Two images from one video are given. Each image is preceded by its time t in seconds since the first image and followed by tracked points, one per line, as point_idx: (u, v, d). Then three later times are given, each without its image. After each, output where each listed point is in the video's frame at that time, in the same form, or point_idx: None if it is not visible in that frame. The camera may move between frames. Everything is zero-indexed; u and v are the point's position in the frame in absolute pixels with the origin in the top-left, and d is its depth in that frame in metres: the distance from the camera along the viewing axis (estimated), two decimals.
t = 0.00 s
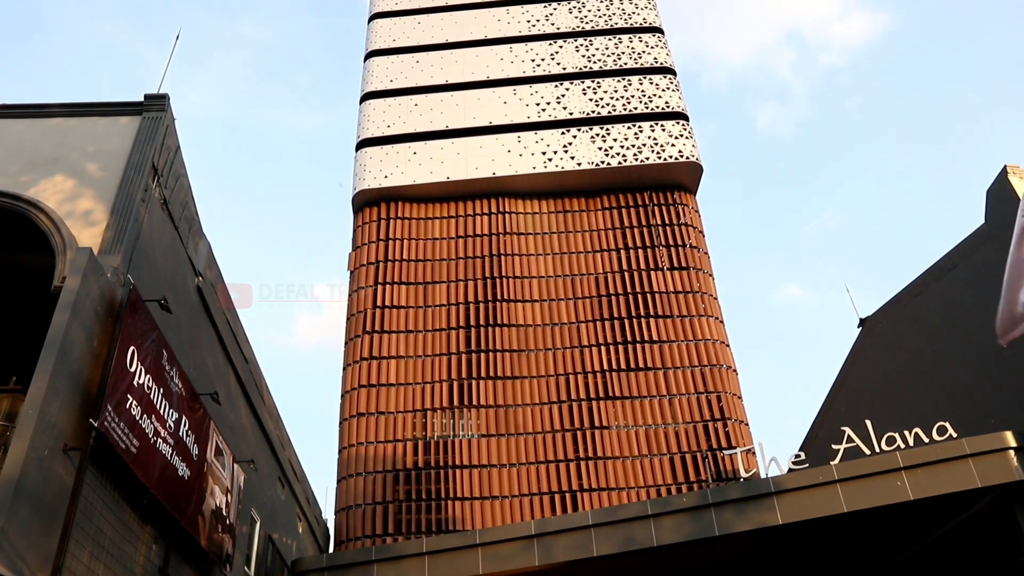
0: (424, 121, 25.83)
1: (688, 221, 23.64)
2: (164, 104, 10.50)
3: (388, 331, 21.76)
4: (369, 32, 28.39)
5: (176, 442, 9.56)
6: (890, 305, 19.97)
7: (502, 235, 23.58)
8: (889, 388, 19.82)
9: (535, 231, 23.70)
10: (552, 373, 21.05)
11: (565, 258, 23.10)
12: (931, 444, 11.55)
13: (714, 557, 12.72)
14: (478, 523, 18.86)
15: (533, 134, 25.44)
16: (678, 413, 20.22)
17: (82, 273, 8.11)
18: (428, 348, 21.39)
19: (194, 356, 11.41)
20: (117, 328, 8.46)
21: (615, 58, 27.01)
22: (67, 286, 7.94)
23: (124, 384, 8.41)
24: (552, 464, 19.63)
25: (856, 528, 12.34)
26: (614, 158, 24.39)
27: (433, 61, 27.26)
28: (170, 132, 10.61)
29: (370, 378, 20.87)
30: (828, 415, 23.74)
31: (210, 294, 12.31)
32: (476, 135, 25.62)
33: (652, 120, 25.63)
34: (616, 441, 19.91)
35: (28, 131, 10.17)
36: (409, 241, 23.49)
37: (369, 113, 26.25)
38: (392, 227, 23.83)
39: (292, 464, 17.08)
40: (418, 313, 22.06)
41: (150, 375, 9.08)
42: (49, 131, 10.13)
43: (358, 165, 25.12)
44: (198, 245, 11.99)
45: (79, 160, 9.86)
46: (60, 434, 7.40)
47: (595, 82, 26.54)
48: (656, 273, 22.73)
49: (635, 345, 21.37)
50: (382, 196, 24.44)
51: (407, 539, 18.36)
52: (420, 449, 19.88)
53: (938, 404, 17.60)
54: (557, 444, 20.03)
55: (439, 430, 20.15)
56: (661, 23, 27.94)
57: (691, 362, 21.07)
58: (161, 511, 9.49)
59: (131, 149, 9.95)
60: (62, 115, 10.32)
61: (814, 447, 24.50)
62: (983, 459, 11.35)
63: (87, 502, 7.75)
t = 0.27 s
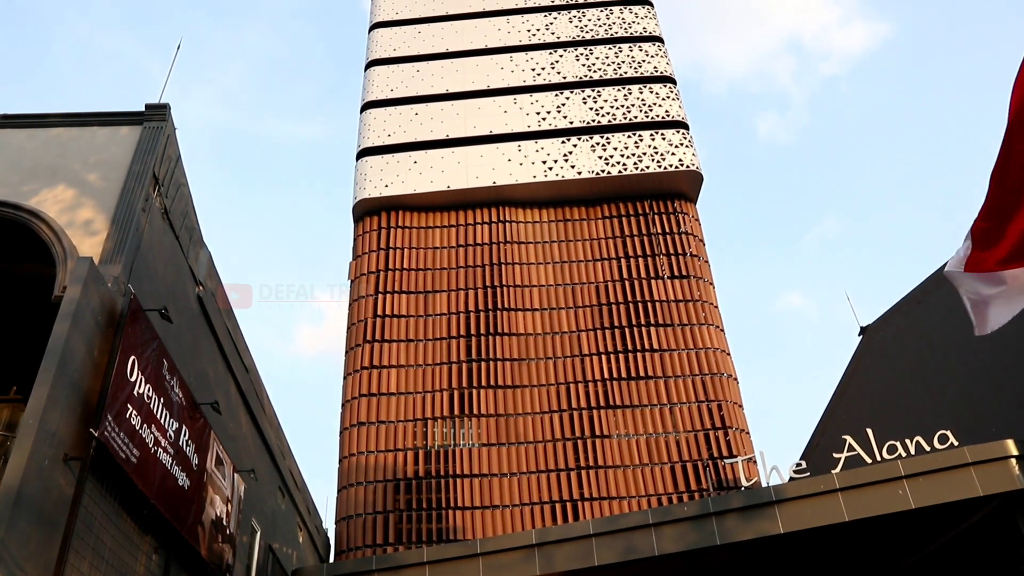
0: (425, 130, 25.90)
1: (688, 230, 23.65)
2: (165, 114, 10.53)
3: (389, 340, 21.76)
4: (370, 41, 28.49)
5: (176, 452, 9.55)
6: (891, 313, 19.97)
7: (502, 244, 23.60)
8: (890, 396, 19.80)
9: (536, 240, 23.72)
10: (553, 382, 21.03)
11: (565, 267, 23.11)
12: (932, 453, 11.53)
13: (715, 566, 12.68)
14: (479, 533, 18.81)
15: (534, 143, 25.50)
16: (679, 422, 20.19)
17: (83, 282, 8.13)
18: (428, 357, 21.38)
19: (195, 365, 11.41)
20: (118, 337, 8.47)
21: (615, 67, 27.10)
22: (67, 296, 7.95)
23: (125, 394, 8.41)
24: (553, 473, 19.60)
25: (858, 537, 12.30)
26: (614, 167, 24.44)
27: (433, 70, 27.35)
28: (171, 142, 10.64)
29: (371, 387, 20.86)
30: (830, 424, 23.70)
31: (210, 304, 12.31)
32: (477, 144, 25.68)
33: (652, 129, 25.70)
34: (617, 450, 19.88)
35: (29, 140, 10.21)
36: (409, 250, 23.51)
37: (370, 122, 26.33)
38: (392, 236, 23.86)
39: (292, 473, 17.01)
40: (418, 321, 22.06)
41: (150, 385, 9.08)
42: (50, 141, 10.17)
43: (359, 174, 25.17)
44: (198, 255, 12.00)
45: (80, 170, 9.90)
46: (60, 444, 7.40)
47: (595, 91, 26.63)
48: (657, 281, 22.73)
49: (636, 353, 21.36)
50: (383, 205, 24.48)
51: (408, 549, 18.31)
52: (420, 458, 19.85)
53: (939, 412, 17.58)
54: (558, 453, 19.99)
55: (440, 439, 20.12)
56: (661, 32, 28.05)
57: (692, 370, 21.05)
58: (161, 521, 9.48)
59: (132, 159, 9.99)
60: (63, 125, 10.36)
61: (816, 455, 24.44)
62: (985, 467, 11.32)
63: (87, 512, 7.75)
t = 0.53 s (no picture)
0: (425, 139, 25.97)
1: (688, 239, 23.67)
2: (166, 124, 10.57)
3: (390, 348, 21.76)
4: (370, 51, 28.59)
5: (177, 461, 9.56)
6: (891, 320, 19.97)
7: (503, 252, 23.61)
8: (891, 404, 19.77)
9: (536, 248, 23.73)
10: (554, 391, 21.01)
11: (565, 276, 23.12)
12: (934, 461, 11.52)
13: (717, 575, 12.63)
14: (480, 542, 18.75)
15: (534, 152, 25.55)
16: (680, 430, 20.16)
17: (84, 292, 8.14)
18: (429, 366, 21.37)
19: (195, 375, 11.41)
20: (119, 347, 8.48)
21: (615, 75, 27.19)
22: (68, 305, 7.96)
23: (125, 403, 8.41)
24: (554, 482, 19.56)
25: (860, 545, 12.27)
26: (614, 176, 24.49)
27: (434, 79, 27.42)
28: (172, 151, 10.67)
29: (372, 396, 20.83)
30: (830, 432, 23.67)
31: (211, 312, 12.31)
32: (477, 153, 25.74)
33: (652, 137, 25.75)
34: (618, 459, 19.85)
35: (30, 150, 10.23)
36: (409, 259, 23.52)
37: (371, 131, 26.39)
38: (392, 244, 23.88)
39: (292, 481, 16.95)
40: (419, 330, 22.04)
41: (151, 394, 9.09)
42: (51, 150, 10.19)
43: (359, 183, 25.22)
44: (199, 264, 12.02)
45: (81, 179, 9.92)
46: (60, 453, 7.39)
47: (595, 100, 26.70)
48: (657, 290, 22.72)
49: (636, 362, 21.35)
50: (383, 214, 24.52)
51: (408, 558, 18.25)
52: (421, 467, 19.82)
53: (940, 420, 17.56)
54: (559, 462, 19.96)
55: (441, 447, 20.08)
56: (661, 40, 28.15)
57: (693, 378, 21.03)
58: (161, 530, 9.47)
59: (133, 168, 10.02)
60: (64, 134, 10.39)
61: (817, 463, 24.37)
62: (986, 475, 11.32)
63: (86, 522, 7.74)
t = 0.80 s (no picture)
0: (425, 150, 26.03)
1: (688, 248, 23.68)
2: (167, 135, 10.61)
3: (390, 359, 21.74)
4: (370, 61, 28.69)
5: (177, 471, 9.55)
6: (892, 329, 19.96)
7: (503, 262, 23.62)
8: (892, 413, 19.73)
9: (537, 258, 23.74)
10: (555, 401, 20.97)
11: (566, 285, 23.13)
12: (936, 470, 11.47)
13: None
14: (481, 553, 18.69)
15: (534, 162, 25.61)
16: (681, 440, 20.11)
17: (84, 302, 8.15)
18: (429, 376, 21.35)
19: (195, 385, 11.41)
20: (119, 358, 8.48)
21: (615, 86, 27.27)
22: (69, 316, 7.96)
23: (126, 413, 8.41)
24: (555, 493, 19.50)
25: (862, 556, 12.21)
26: (614, 185, 24.53)
27: (434, 89, 27.51)
28: (173, 161, 10.70)
29: (372, 407, 20.80)
30: (832, 441, 23.62)
31: (211, 323, 12.31)
32: (477, 163, 25.79)
33: (652, 147, 25.81)
34: (619, 469, 19.80)
35: (31, 161, 10.26)
36: (410, 269, 23.53)
37: (371, 141, 26.46)
38: (393, 255, 23.90)
39: (292, 491, 16.88)
40: (420, 340, 22.02)
41: (152, 404, 9.09)
42: (52, 161, 10.22)
43: (360, 193, 25.26)
44: (200, 274, 12.03)
45: (82, 190, 9.95)
46: (60, 464, 7.38)
47: (595, 110, 26.78)
48: (658, 299, 22.72)
49: (637, 372, 21.33)
50: (384, 224, 24.55)
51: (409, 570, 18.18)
52: (422, 477, 19.77)
53: (942, 429, 17.51)
54: (560, 472, 19.91)
55: (441, 458, 20.03)
56: (660, 51, 28.25)
57: (693, 388, 21.00)
58: (161, 541, 9.45)
59: (134, 180, 10.05)
60: (65, 146, 10.41)
61: (819, 473, 24.30)
62: (989, 484, 11.26)
63: (86, 533, 7.73)
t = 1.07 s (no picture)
0: (425, 159, 26.07)
1: (689, 257, 23.69)
2: (168, 144, 10.64)
3: (390, 368, 21.72)
4: (370, 71, 28.77)
5: (177, 481, 9.55)
6: (893, 337, 19.96)
7: (503, 270, 23.63)
8: (893, 422, 19.69)
9: (537, 267, 23.75)
10: (555, 410, 20.93)
11: (566, 294, 23.13)
12: (937, 479, 11.44)
13: None
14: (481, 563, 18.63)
15: (534, 171, 25.65)
16: (682, 449, 20.08)
17: (84, 312, 8.15)
18: (430, 385, 21.32)
19: (195, 395, 11.40)
20: (119, 367, 8.47)
21: (615, 94, 27.34)
22: (69, 325, 7.96)
23: (126, 423, 8.42)
24: (555, 502, 19.46)
25: (864, 565, 12.17)
26: (614, 194, 24.56)
27: (434, 98, 27.57)
28: (174, 171, 10.72)
29: (372, 416, 20.76)
30: (833, 450, 23.57)
31: (212, 332, 12.30)
32: (477, 172, 25.83)
33: (651, 156, 25.85)
34: (620, 478, 19.76)
35: (32, 170, 10.28)
36: (410, 278, 23.53)
37: (371, 151, 26.51)
38: (393, 264, 23.92)
39: (292, 500, 16.84)
40: (420, 349, 22.01)
41: (152, 414, 9.10)
42: (53, 171, 10.24)
43: (360, 203, 25.30)
44: (200, 283, 12.03)
45: (83, 200, 9.97)
46: (59, 474, 7.37)
47: (595, 119, 26.84)
48: (658, 308, 22.71)
49: (638, 380, 21.30)
50: (384, 233, 24.58)
51: None
52: (422, 487, 19.72)
53: (943, 438, 17.47)
54: (561, 481, 19.87)
55: (441, 467, 19.99)
56: (660, 60, 28.33)
57: (694, 397, 20.96)
58: (161, 552, 9.43)
59: (135, 189, 10.07)
60: (66, 155, 10.44)
61: (820, 482, 24.23)
62: (991, 492, 11.23)
63: (86, 543, 7.72)
